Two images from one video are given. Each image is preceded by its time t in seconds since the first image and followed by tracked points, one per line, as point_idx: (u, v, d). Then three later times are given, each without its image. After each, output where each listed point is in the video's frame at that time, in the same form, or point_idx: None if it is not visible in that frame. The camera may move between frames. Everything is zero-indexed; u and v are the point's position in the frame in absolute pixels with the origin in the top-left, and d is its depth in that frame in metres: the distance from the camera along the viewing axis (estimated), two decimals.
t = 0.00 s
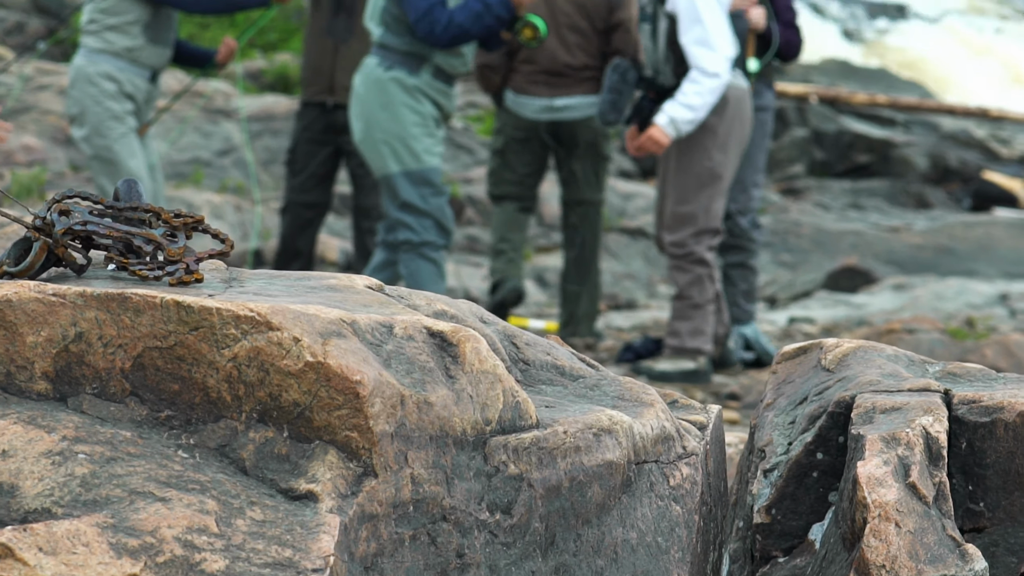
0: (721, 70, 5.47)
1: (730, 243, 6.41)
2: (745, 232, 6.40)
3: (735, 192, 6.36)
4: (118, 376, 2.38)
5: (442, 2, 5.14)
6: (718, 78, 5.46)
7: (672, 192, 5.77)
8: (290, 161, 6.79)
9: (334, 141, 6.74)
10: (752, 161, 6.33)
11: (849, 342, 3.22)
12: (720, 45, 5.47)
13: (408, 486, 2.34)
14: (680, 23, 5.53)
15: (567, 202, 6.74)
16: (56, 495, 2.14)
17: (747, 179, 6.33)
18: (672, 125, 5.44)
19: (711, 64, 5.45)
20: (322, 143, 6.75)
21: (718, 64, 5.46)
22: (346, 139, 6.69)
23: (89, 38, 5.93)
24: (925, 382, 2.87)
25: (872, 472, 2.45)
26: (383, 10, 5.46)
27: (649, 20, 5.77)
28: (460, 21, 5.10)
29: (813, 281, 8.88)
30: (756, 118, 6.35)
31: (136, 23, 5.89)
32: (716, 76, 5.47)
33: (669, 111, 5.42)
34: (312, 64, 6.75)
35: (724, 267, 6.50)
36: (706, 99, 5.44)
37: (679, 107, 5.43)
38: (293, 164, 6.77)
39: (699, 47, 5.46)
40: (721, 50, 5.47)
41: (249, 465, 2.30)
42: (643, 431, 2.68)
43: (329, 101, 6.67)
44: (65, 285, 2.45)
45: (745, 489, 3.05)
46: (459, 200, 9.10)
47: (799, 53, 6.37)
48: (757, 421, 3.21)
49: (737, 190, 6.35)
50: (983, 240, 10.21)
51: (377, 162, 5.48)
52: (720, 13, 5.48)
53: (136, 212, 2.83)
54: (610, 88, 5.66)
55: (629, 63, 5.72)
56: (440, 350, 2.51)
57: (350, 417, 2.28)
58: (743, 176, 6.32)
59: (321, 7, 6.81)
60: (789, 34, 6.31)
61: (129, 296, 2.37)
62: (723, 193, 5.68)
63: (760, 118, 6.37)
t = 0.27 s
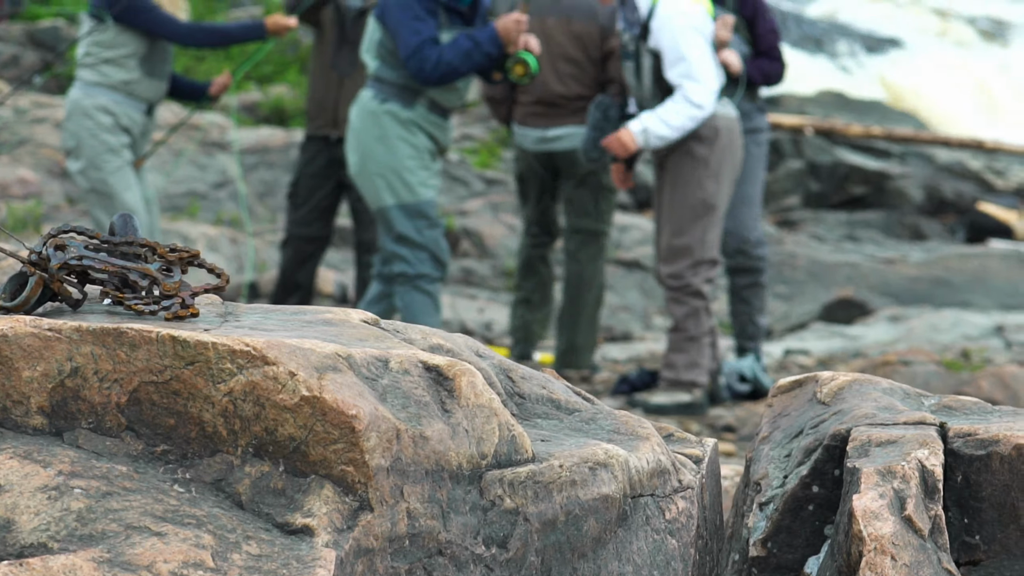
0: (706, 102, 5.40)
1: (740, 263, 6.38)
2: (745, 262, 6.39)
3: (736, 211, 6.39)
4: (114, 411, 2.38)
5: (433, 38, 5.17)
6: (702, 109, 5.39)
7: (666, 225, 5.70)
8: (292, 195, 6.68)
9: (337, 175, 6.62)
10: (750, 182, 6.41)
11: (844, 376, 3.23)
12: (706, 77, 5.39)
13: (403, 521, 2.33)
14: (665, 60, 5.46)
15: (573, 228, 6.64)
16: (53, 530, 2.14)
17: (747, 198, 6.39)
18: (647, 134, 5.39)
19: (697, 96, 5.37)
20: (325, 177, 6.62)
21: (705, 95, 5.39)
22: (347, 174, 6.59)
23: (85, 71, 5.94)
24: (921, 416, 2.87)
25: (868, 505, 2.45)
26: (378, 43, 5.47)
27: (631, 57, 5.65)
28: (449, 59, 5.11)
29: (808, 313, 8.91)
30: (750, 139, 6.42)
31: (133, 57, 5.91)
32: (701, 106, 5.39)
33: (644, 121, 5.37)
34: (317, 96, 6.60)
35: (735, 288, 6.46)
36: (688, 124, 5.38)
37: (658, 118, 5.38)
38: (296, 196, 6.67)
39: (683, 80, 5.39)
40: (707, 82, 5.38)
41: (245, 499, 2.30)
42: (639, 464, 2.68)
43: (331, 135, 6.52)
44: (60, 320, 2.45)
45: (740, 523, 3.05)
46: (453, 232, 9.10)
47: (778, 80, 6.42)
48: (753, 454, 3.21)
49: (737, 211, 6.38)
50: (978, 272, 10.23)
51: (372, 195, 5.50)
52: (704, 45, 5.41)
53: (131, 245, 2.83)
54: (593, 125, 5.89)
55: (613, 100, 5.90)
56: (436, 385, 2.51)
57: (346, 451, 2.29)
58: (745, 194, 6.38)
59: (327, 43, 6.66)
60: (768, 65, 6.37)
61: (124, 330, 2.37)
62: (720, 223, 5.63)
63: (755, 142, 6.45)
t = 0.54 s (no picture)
0: (664, 118, 5.17)
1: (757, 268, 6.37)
2: (761, 266, 6.41)
3: (744, 217, 6.43)
4: (110, 429, 2.38)
5: (429, 55, 5.18)
6: (656, 121, 5.16)
7: (659, 240, 5.70)
8: (291, 212, 6.67)
9: (336, 194, 6.63)
10: (758, 186, 6.44)
11: (839, 393, 3.22)
12: (674, 93, 5.15)
13: (399, 538, 2.33)
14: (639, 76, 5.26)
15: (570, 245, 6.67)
16: (48, 547, 2.14)
17: (757, 202, 6.42)
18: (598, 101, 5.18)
19: (658, 111, 5.14)
20: (323, 194, 6.62)
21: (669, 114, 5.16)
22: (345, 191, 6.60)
23: (80, 88, 5.93)
24: (916, 432, 2.88)
25: (864, 522, 2.46)
26: (374, 60, 5.47)
27: (617, 79, 5.42)
28: (444, 76, 5.13)
29: (804, 328, 8.92)
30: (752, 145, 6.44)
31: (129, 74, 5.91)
32: (659, 121, 5.17)
33: (603, 92, 5.16)
34: (316, 115, 6.62)
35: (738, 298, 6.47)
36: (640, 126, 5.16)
37: (617, 101, 5.16)
38: (295, 214, 6.67)
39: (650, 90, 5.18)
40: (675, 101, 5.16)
41: (241, 517, 2.30)
42: (634, 481, 2.69)
43: (331, 152, 6.54)
44: (54, 337, 2.45)
45: (736, 540, 3.05)
46: (448, 249, 9.10)
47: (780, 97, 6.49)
48: (749, 470, 3.21)
49: (747, 216, 6.42)
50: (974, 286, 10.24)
51: (367, 212, 5.50)
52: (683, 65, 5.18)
53: (127, 264, 2.81)
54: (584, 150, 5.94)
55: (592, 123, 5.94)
56: (432, 403, 2.51)
57: (342, 469, 2.29)
58: (753, 200, 6.40)
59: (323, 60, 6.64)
60: (770, 85, 6.44)
61: (120, 349, 2.37)
62: (712, 238, 5.64)
63: (759, 146, 6.46)
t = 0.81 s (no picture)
0: (632, 139, 5.17)
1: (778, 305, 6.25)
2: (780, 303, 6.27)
3: (764, 259, 6.30)
4: (105, 458, 2.45)
5: (426, 80, 5.21)
6: (625, 137, 5.16)
7: (656, 268, 5.68)
8: (288, 237, 6.68)
9: (333, 220, 6.64)
10: (776, 228, 6.33)
11: (835, 421, 3.23)
12: (650, 120, 5.16)
13: (395, 567, 2.37)
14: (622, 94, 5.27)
15: (588, 276, 6.76)
16: None
17: (776, 245, 6.31)
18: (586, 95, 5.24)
19: (632, 132, 5.16)
20: (320, 221, 6.62)
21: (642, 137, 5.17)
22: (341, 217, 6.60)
23: (75, 114, 5.89)
24: (911, 460, 2.88)
25: (859, 550, 2.46)
26: (371, 85, 5.48)
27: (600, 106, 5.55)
28: (442, 97, 5.14)
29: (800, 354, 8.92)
30: (770, 185, 6.35)
31: (124, 99, 5.87)
32: (631, 143, 5.18)
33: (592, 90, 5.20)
34: (313, 142, 6.63)
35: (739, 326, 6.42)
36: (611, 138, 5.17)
37: (601, 104, 5.20)
38: (291, 240, 6.68)
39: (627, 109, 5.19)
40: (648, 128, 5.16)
41: (237, 546, 2.36)
42: (630, 509, 2.68)
43: (328, 178, 6.55)
44: (49, 367, 2.51)
45: (732, 568, 3.04)
46: (444, 275, 9.09)
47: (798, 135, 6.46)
48: (745, 498, 3.21)
49: (765, 257, 6.30)
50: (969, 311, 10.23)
51: (364, 238, 5.50)
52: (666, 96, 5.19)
53: (124, 292, 2.84)
54: (558, 172, 5.96)
55: (577, 146, 5.95)
56: (428, 431, 2.55)
57: (338, 498, 2.36)
58: (771, 242, 6.30)
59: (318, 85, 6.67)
60: (788, 123, 6.41)
61: (116, 377, 2.44)
62: (707, 266, 5.62)
63: (778, 187, 6.37)
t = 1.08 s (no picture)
0: (609, 159, 5.22)
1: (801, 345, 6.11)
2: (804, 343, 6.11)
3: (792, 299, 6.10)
4: (105, 485, 2.63)
5: (426, 105, 5.21)
6: (603, 157, 5.22)
7: (653, 294, 5.66)
8: (286, 263, 6.66)
9: (331, 246, 6.64)
10: (810, 266, 6.11)
11: (834, 447, 3.23)
12: (625, 143, 5.18)
13: None
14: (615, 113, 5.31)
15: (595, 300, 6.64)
16: None
17: (806, 283, 6.10)
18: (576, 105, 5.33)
19: (606, 150, 5.21)
20: (318, 246, 6.62)
21: (612, 155, 5.21)
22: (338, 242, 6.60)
23: (74, 141, 5.84)
24: (912, 486, 2.89)
25: None
26: (371, 111, 5.51)
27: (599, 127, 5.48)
28: (441, 124, 5.15)
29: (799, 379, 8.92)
30: (805, 221, 6.11)
31: (122, 126, 5.83)
32: (604, 161, 5.22)
33: (584, 104, 5.29)
34: (311, 168, 6.64)
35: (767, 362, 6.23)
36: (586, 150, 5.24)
37: (591, 121, 5.27)
38: (290, 266, 6.66)
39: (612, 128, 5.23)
40: (627, 152, 5.19)
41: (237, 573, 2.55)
42: (630, 536, 2.76)
43: (325, 205, 6.56)
44: (52, 394, 2.69)
45: None
46: (443, 300, 9.08)
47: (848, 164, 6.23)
48: (744, 525, 3.21)
49: (794, 296, 6.10)
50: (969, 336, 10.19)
51: (362, 264, 5.49)
52: (649, 123, 5.18)
53: (123, 319, 2.86)
54: (553, 199, 5.95)
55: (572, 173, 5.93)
56: (427, 458, 2.70)
57: (338, 525, 2.52)
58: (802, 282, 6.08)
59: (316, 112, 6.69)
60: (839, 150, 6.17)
61: (115, 406, 2.61)
62: (705, 290, 5.57)
63: (815, 222, 6.14)
